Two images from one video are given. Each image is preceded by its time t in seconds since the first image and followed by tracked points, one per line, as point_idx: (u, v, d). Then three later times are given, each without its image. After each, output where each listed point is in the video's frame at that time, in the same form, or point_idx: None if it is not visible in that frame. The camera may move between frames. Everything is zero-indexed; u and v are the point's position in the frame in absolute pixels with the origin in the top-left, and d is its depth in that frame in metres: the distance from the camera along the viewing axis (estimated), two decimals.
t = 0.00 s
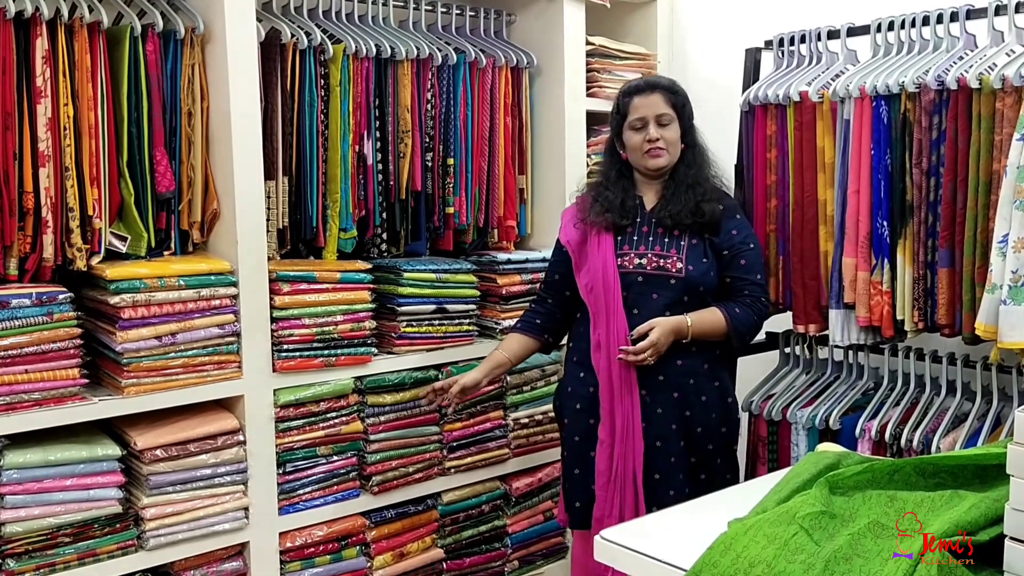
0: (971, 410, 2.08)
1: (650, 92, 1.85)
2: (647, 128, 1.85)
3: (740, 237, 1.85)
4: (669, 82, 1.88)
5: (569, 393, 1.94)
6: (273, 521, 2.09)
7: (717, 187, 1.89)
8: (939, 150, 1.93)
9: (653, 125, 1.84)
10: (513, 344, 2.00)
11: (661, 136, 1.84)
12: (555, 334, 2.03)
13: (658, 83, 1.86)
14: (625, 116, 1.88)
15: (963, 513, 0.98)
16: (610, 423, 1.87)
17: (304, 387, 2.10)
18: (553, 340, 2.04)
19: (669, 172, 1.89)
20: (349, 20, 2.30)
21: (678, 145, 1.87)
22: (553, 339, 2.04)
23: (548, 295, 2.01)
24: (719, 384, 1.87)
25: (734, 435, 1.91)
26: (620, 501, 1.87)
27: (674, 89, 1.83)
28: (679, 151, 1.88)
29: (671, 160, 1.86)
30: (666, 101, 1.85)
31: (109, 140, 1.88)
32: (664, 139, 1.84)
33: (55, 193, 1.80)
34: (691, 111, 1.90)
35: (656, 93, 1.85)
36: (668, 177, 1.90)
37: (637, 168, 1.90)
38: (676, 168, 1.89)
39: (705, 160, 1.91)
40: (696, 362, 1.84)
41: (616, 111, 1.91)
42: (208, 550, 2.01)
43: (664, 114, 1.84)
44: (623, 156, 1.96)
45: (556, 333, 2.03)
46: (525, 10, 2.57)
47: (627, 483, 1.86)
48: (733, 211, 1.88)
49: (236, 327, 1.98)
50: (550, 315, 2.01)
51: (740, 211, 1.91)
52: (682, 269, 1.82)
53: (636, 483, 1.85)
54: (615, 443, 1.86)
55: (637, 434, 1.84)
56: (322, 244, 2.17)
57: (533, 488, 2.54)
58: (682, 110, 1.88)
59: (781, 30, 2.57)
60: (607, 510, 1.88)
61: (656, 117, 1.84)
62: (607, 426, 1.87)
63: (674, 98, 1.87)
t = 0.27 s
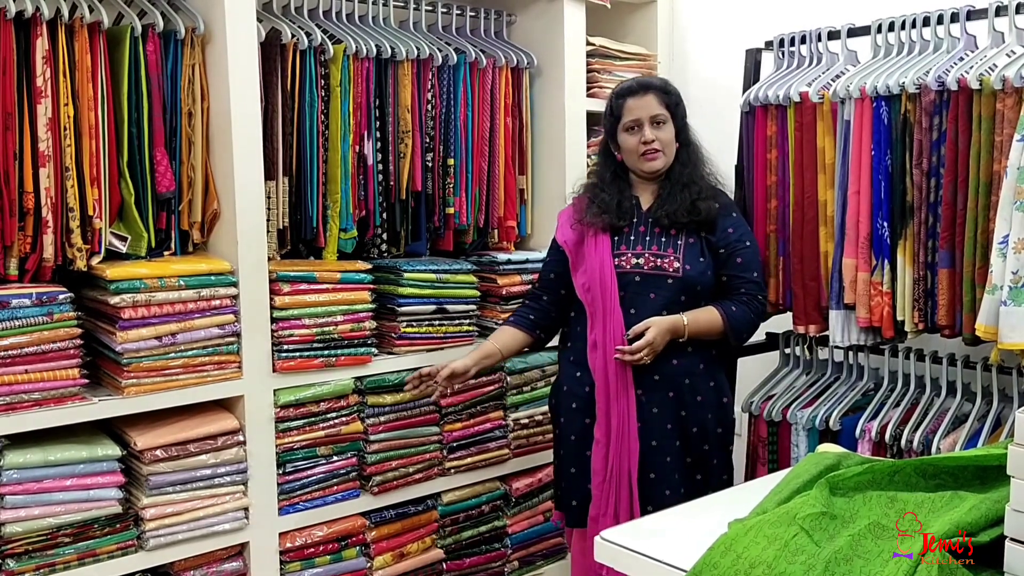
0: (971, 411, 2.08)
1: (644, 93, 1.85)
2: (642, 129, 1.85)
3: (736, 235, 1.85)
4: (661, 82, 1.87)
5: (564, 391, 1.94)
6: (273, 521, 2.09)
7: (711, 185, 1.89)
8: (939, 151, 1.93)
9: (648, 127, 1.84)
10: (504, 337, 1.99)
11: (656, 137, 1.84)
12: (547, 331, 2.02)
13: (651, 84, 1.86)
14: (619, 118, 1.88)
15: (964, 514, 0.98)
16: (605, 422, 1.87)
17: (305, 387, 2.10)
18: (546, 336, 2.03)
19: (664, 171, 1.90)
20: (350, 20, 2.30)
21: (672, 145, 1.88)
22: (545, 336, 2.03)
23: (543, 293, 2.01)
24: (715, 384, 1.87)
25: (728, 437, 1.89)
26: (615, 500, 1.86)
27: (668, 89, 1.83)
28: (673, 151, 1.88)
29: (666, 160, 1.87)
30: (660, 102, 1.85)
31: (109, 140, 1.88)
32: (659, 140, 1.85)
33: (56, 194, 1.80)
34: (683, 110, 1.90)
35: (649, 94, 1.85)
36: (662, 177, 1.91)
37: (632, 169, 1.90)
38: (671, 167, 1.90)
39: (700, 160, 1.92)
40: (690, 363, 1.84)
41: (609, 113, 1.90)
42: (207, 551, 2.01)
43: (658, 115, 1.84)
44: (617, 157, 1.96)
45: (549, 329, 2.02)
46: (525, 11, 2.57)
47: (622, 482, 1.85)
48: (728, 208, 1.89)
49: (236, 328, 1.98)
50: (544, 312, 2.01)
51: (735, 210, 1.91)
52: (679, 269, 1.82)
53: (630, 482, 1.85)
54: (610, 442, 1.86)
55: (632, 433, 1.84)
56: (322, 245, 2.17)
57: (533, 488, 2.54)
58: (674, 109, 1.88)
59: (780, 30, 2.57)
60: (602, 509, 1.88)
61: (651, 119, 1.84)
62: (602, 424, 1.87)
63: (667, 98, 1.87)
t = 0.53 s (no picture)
0: (971, 412, 2.08)
1: (645, 92, 1.85)
2: (639, 128, 1.85)
3: (733, 233, 1.85)
4: (663, 81, 1.87)
5: (563, 392, 1.93)
6: (273, 521, 2.09)
7: (707, 185, 1.90)
8: (940, 151, 1.93)
9: (646, 126, 1.85)
10: (501, 333, 2.00)
11: (653, 137, 1.85)
12: (543, 329, 2.03)
13: (651, 83, 1.86)
14: (618, 115, 1.88)
15: (965, 514, 0.98)
16: (604, 422, 1.86)
17: (305, 387, 2.10)
18: (541, 335, 2.03)
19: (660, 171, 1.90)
20: (351, 19, 2.30)
21: (669, 145, 1.88)
22: (541, 334, 2.03)
23: (540, 293, 2.01)
24: (713, 384, 1.87)
25: (725, 437, 1.88)
26: (614, 500, 1.86)
27: (668, 90, 1.83)
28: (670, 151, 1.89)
29: (661, 160, 1.87)
30: (660, 102, 1.85)
31: (109, 139, 1.88)
32: (655, 140, 1.85)
33: (56, 193, 1.80)
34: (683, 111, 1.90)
35: (649, 93, 1.85)
36: (659, 176, 1.91)
37: (627, 167, 1.91)
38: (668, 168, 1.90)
39: (697, 160, 1.93)
40: (688, 363, 1.84)
41: (609, 109, 1.90)
42: (208, 550, 2.01)
43: (656, 115, 1.84)
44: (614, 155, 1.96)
45: (544, 327, 2.03)
46: (525, 10, 2.58)
47: (621, 482, 1.85)
48: (724, 205, 1.89)
49: (236, 327, 1.97)
50: (540, 310, 2.02)
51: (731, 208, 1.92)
52: (677, 269, 1.82)
53: (629, 482, 1.85)
54: (609, 442, 1.86)
55: (631, 433, 1.84)
56: (322, 244, 2.17)
57: (533, 488, 2.54)
58: (675, 109, 1.88)
59: (781, 31, 2.57)
60: (601, 510, 1.87)
61: (649, 118, 1.84)
62: (601, 424, 1.87)
63: (667, 98, 1.87)
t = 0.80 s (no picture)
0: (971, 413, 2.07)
1: (652, 92, 1.84)
2: (640, 128, 1.85)
3: (731, 236, 1.85)
4: (672, 83, 1.86)
5: (561, 393, 1.93)
6: (273, 520, 2.09)
7: (707, 188, 1.89)
8: (941, 152, 1.93)
9: (648, 126, 1.84)
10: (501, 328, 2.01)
11: (654, 138, 1.84)
12: (539, 327, 2.03)
13: (659, 83, 1.85)
14: (622, 110, 1.88)
15: (966, 515, 0.98)
16: (603, 423, 1.86)
17: (305, 387, 2.10)
18: (539, 332, 2.04)
19: (659, 173, 1.90)
20: (351, 19, 2.30)
21: (670, 149, 1.87)
22: (538, 331, 2.04)
23: (536, 291, 2.02)
24: (711, 385, 1.87)
25: (725, 436, 1.89)
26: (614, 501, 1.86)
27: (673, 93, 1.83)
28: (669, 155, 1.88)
29: (659, 163, 1.87)
30: (665, 104, 1.84)
31: (110, 138, 1.88)
32: (656, 142, 1.84)
33: (56, 191, 1.80)
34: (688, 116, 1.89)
35: (656, 93, 1.85)
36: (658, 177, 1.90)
37: (625, 164, 1.90)
38: (666, 170, 1.89)
39: (698, 162, 1.92)
40: (684, 365, 1.84)
41: (614, 103, 1.90)
42: (207, 550, 2.01)
43: (659, 117, 1.84)
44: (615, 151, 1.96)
45: (541, 325, 2.03)
46: (527, 10, 2.57)
47: (620, 483, 1.85)
48: (725, 208, 1.88)
49: (237, 327, 1.97)
50: (536, 309, 2.02)
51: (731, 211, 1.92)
52: (672, 271, 1.82)
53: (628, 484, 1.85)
54: (608, 443, 1.86)
55: (631, 434, 1.84)
56: (322, 244, 2.17)
57: (533, 488, 2.54)
58: (680, 113, 1.87)
59: (782, 31, 2.57)
60: (601, 511, 1.87)
61: (652, 119, 1.84)
62: (601, 425, 1.86)
63: (674, 101, 1.86)
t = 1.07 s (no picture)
0: (972, 414, 2.07)
1: (623, 102, 1.81)
2: (617, 139, 1.83)
3: (725, 237, 1.81)
4: (646, 88, 1.82)
5: (553, 390, 1.96)
6: (273, 519, 2.09)
7: (703, 191, 1.84)
8: (941, 152, 1.93)
9: (622, 138, 1.82)
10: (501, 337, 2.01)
11: (629, 149, 1.82)
12: (541, 332, 2.03)
13: (632, 92, 1.82)
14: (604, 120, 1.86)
15: (967, 515, 0.98)
16: (587, 421, 1.89)
17: (304, 387, 2.09)
18: (540, 335, 2.04)
19: (650, 177, 1.87)
20: (352, 19, 2.31)
21: (653, 155, 1.83)
22: (540, 335, 2.04)
23: (537, 293, 2.01)
24: (700, 388, 1.85)
25: (716, 441, 1.87)
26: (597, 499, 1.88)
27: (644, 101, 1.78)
28: (655, 161, 1.84)
29: (642, 172, 1.84)
30: (638, 113, 1.80)
31: (110, 137, 1.88)
32: (631, 153, 1.82)
33: (57, 191, 1.80)
34: (672, 118, 1.84)
35: (628, 102, 1.81)
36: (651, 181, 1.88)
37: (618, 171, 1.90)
38: (657, 175, 1.86)
39: (697, 164, 1.87)
40: (673, 366, 1.83)
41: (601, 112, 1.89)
42: (207, 550, 2.01)
43: (633, 127, 1.80)
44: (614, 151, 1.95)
45: (543, 330, 2.03)
46: (527, 10, 2.57)
47: (602, 481, 1.88)
48: (722, 209, 1.84)
49: (237, 327, 1.97)
50: (538, 312, 2.02)
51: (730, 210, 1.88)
52: (660, 270, 1.81)
53: (611, 483, 1.87)
54: (592, 441, 1.88)
55: (614, 434, 1.85)
56: (323, 244, 2.17)
57: (533, 488, 2.54)
58: (660, 118, 1.83)
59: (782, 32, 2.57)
60: (584, 508, 1.90)
61: (625, 130, 1.81)
62: (585, 423, 1.89)
63: (650, 107, 1.81)
